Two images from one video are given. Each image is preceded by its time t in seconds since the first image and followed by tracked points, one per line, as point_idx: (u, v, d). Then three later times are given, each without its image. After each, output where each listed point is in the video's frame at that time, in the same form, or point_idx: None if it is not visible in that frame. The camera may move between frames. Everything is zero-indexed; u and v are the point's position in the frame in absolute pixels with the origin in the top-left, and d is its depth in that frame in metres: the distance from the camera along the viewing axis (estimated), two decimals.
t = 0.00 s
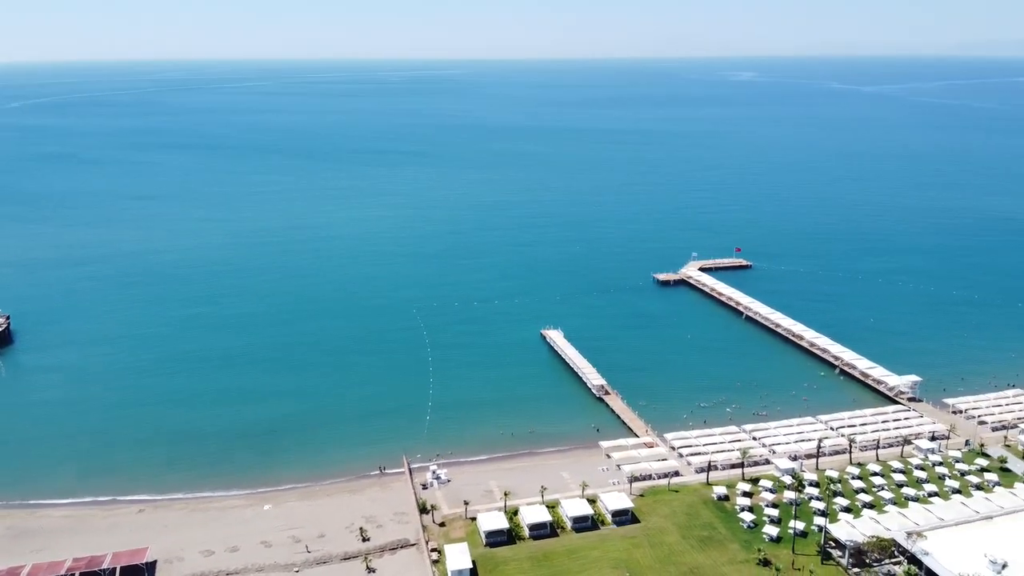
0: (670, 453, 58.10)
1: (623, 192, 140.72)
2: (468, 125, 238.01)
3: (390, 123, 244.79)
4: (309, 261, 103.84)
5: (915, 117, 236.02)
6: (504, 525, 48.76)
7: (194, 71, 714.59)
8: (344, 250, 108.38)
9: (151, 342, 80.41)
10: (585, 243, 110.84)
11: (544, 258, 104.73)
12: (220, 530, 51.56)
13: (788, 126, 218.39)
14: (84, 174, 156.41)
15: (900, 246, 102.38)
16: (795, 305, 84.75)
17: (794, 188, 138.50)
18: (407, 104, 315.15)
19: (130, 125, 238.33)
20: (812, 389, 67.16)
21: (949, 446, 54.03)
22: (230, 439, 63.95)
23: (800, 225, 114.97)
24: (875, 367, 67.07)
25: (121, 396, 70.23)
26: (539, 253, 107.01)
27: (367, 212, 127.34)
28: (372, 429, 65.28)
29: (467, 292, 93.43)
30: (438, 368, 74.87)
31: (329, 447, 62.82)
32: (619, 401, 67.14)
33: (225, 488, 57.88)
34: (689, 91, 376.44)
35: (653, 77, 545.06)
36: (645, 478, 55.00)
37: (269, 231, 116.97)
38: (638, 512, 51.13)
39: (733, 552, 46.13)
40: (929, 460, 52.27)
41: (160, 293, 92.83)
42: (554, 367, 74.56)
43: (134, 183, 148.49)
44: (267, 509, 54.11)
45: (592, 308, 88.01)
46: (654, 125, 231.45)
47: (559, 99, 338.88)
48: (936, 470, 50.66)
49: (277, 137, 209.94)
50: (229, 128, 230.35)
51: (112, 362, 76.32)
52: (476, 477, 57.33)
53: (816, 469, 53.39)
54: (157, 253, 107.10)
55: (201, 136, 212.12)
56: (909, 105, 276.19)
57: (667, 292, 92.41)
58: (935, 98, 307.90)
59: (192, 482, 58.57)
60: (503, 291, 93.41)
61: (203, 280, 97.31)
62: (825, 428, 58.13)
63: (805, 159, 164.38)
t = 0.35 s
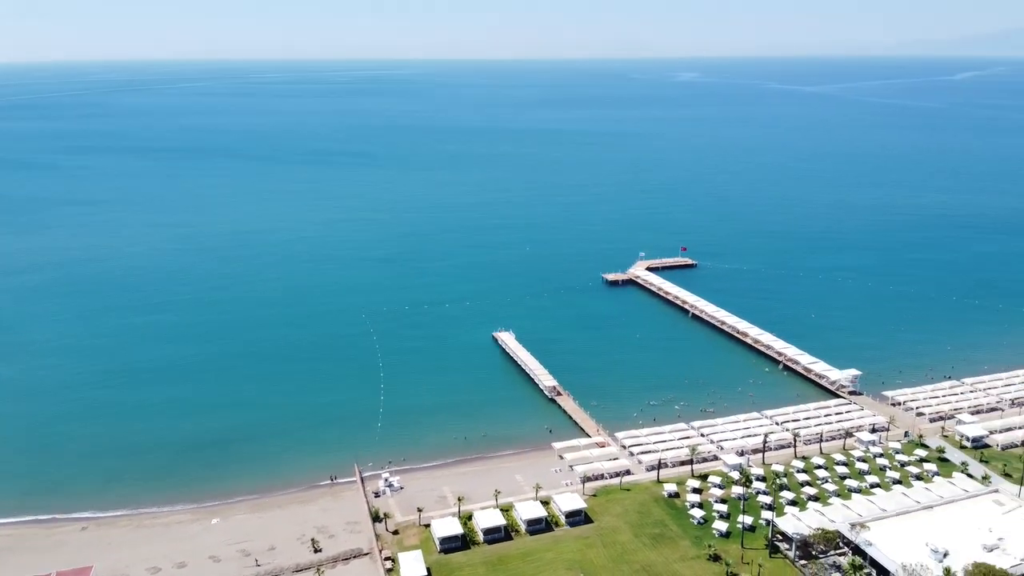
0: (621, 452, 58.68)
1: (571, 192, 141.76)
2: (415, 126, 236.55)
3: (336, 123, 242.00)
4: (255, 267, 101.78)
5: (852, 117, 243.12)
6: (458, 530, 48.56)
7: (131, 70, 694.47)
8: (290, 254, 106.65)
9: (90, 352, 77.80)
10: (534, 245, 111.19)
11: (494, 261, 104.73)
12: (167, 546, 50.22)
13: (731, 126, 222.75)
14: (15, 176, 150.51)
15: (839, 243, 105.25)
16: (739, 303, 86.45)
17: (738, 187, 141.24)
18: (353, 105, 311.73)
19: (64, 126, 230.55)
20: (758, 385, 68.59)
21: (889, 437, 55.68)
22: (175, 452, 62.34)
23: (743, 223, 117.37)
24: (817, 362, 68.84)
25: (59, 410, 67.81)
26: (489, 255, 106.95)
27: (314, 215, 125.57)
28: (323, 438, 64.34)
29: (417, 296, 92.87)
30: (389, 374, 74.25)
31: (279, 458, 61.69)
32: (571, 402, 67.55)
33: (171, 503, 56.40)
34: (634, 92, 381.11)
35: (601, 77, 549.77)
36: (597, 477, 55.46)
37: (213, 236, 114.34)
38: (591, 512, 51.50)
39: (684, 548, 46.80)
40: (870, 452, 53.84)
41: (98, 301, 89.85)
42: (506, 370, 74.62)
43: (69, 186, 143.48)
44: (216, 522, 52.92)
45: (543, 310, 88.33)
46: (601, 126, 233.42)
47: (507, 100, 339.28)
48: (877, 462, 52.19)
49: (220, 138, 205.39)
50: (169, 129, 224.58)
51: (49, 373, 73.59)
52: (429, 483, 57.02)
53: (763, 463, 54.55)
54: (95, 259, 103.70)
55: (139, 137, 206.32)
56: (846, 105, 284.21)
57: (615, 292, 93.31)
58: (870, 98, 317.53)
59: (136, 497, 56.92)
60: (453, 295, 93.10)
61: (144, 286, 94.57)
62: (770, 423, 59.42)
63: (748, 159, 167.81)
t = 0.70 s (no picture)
0: (576, 452, 58.96)
1: (522, 193, 142.13)
2: (365, 126, 234.56)
3: (284, 124, 238.47)
4: (201, 273, 99.64)
5: (795, 116, 248.98)
6: (414, 537, 48.20)
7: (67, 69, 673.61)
8: (239, 259, 104.70)
9: (30, 364, 75.18)
10: (486, 247, 111.19)
11: (446, 264, 104.38)
12: (115, 564, 48.86)
13: (678, 126, 226.01)
14: None
15: (784, 241, 107.63)
16: (689, 301, 87.78)
17: (686, 187, 143.34)
18: (300, 105, 307.40)
19: None
20: (707, 382, 69.69)
21: (834, 431, 57.08)
22: (121, 467, 60.64)
23: (691, 223, 119.18)
24: (764, 359, 70.30)
25: None
26: (440, 258, 106.59)
27: (263, 219, 123.48)
28: (274, 449, 63.26)
29: (369, 300, 92.04)
30: (342, 381, 73.45)
31: (229, 471, 60.44)
32: (525, 404, 67.66)
33: (118, 518, 54.85)
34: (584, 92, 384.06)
35: (551, 78, 552.62)
36: (552, 479, 55.68)
37: (158, 240, 111.53)
38: (547, 514, 51.67)
39: (638, 547, 47.29)
40: (817, 446, 55.10)
41: (38, 310, 86.87)
42: (460, 373, 74.40)
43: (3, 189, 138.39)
44: (165, 538, 51.61)
45: (496, 312, 88.32)
46: (551, 126, 234.59)
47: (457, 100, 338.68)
48: (823, 456, 53.47)
49: (163, 139, 200.58)
50: (111, 130, 218.55)
51: None
52: (383, 491, 56.55)
53: (713, 460, 55.43)
54: (34, 266, 100.30)
55: (79, 139, 200.30)
56: (788, 104, 290.77)
57: (568, 293, 93.82)
58: (812, 98, 325.60)
59: (81, 515, 55.21)
60: (405, 299, 92.48)
61: (86, 295, 91.78)
62: (720, 420, 60.38)
63: (696, 159, 170.46)
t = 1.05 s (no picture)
0: (540, 454, 58.99)
1: (482, 194, 142.02)
2: (322, 128, 232.29)
3: (239, 126, 234.96)
4: (155, 280, 97.55)
5: (749, 116, 252.98)
6: (378, 545, 47.81)
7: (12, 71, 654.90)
8: (195, 266, 102.81)
9: None
10: (447, 249, 110.89)
11: (407, 267, 103.83)
12: None
13: (634, 126, 228.02)
14: None
15: (741, 241, 109.21)
16: (649, 301, 88.52)
17: (643, 187, 144.56)
18: (255, 106, 303.22)
19: None
20: (668, 381, 70.35)
21: (792, 427, 58.01)
22: (75, 482, 59.16)
23: (650, 223, 120.24)
24: (722, 357, 71.20)
25: None
26: (401, 261, 105.97)
27: (219, 224, 121.46)
28: (234, 460, 62.18)
29: (329, 306, 91.12)
30: (302, 389, 72.56)
31: (188, 483, 59.26)
32: (488, 407, 67.51)
33: (72, 534, 53.39)
34: (542, 92, 384.91)
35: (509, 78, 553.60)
36: (516, 482, 55.67)
37: (110, 247, 108.96)
38: (511, 518, 51.62)
39: (602, 548, 47.52)
40: (776, 442, 55.96)
41: None
42: (422, 378, 74.03)
43: None
44: (122, 552, 50.44)
45: (458, 315, 88.09)
46: (509, 126, 234.81)
47: (415, 101, 337.19)
48: (782, 452, 54.33)
49: (114, 143, 196.03)
50: (59, 133, 213.11)
51: None
52: (346, 499, 55.98)
53: (675, 459, 55.95)
54: None
55: (25, 142, 194.76)
56: (742, 104, 295.44)
57: (529, 294, 93.99)
58: (765, 97, 331.38)
59: (33, 532, 53.67)
60: (366, 303, 91.73)
61: (36, 304, 89.30)
62: (681, 419, 60.95)
63: (652, 159, 172.02)
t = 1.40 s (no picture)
0: (501, 457, 58.76)
1: (441, 196, 141.59)
2: (277, 129, 229.34)
3: (192, 128, 230.80)
4: (105, 288, 95.26)
5: (703, 116, 256.81)
6: (339, 555, 47.22)
7: None
8: (147, 273, 100.60)
9: None
10: (406, 253, 110.28)
11: (365, 271, 102.94)
12: None
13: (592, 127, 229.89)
14: None
15: (697, 240, 110.63)
16: (607, 302, 89.00)
17: (601, 187, 145.68)
18: (207, 108, 297.99)
19: None
20: (627, 381, 70.76)
21: (748, 424, 58.88)
22: (24, 499, 57.41)
23: (608, 223, 121.12)
24: (680, 356, 71.90)
25: None
26: (359, 266, 105.03)
27: (172, 229, 119.06)
28: (190, 471, 60.94)
29: (287, 312, 89.89)
30: (260, 398, 71.42)
31: (143, 496, 57.89)
32: (449, 411, 66.95)
33: (21, 552, 51.75)
34: (498, 93, 385.40)
35: (467, 78, 553.83)
36: (478, 487, 55.36)
37: (58, 255, 106.10)
38: (474, 523, 51.34)
39: (564, 549, 47.53)
40: (733, 439, 56.68)
41: None
42: (382, 384, 73.38)
43: None
44: (74, 569, 49.03)
45: (417, 319, 87.58)
46: (466, 127, 234.75)
47: (371, 101, 334.96)
48: (738, 449, 55.13)
49: (61, 147, 191.00)
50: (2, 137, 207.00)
51: None
52: (306, 508, 55.22)
53: (635, 458, 56.33)
54: None
55: None
56: (697, 104, 299.60)
57: (489, 297, 93.85)
58: (719, 97, 336.61)
59: None
60: (324, 309, 90.68)
61: None
62: (639, 418, 61.39)
63: (609, 159, 173.44)
